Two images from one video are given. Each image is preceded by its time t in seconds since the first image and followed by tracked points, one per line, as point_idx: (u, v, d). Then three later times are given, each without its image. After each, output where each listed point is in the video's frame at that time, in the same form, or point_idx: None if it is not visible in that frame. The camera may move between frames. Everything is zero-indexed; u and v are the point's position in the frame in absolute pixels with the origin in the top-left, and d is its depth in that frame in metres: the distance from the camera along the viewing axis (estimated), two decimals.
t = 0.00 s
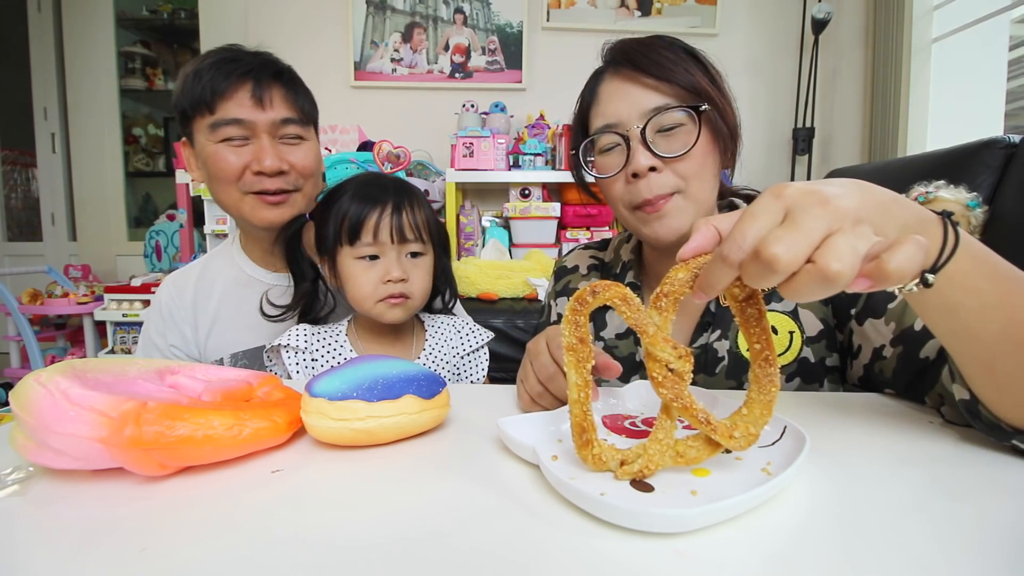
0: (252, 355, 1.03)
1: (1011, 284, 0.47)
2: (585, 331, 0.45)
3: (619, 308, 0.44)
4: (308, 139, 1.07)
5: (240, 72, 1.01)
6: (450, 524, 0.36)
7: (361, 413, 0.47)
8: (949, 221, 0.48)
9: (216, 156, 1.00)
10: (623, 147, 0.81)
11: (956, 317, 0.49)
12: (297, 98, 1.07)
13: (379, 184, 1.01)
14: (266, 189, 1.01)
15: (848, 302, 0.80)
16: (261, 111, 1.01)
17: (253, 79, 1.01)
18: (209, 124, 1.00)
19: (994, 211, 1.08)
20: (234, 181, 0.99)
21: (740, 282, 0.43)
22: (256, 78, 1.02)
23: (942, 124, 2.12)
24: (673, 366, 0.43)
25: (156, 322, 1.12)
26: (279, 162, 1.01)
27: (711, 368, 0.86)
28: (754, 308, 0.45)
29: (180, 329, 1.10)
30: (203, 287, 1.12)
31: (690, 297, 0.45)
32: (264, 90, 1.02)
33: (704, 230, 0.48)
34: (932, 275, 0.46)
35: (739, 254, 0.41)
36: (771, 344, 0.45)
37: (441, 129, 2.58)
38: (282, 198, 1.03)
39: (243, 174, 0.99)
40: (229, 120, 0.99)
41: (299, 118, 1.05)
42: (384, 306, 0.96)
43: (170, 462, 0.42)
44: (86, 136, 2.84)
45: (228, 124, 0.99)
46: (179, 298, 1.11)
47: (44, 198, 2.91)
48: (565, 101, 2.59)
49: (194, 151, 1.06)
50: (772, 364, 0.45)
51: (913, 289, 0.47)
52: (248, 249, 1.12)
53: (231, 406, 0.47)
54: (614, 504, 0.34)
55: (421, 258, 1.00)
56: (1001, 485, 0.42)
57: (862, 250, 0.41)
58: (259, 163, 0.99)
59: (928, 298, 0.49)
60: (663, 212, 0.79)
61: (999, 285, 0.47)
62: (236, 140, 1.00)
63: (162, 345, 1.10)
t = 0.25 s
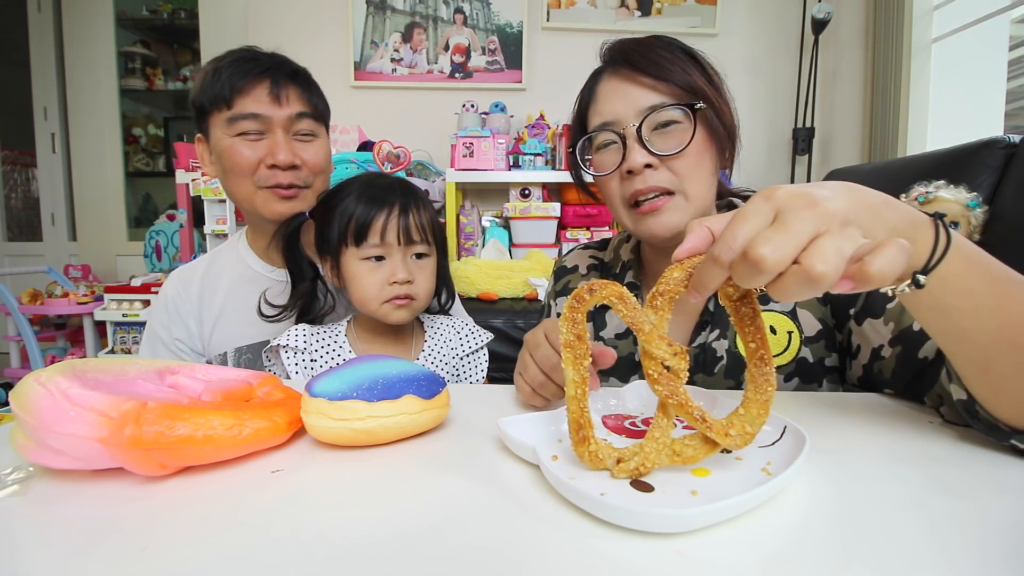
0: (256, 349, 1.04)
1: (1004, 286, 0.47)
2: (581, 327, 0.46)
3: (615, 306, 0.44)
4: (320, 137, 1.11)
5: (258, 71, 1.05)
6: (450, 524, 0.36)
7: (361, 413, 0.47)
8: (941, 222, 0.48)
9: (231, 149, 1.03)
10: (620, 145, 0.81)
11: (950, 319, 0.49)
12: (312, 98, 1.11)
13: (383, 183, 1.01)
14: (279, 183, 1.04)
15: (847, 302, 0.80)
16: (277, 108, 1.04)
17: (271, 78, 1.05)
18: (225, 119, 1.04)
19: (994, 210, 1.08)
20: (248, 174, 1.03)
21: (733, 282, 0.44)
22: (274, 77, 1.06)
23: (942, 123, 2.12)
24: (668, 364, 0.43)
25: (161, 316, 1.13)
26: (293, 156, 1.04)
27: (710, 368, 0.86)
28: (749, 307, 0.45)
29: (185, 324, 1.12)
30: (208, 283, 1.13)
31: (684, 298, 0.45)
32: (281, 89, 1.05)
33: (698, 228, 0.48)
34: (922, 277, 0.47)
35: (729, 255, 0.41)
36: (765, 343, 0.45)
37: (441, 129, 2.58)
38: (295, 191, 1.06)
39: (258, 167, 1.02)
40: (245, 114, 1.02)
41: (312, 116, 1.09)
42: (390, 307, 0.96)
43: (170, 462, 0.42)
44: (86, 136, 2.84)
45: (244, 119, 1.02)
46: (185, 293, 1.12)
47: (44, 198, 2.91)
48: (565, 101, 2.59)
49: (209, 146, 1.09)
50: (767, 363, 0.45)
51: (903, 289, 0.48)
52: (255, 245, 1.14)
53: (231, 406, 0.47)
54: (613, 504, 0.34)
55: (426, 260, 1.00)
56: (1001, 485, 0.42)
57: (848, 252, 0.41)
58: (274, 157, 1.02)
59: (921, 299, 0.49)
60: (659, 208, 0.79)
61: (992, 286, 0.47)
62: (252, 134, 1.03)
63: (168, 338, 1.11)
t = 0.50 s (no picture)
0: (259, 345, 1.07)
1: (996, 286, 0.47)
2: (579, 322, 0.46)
3: (613, 304, 0.44)
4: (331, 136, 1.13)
5: (272, 70, 1.06)
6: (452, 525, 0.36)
7: (361, 413, 0.47)
8: (931, 223, 0.48)
9: (243, 144, 1.04)
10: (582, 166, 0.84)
11: (945, 320, 0.49)
12: (324, 97, 1.12)
13: (381, 183, 1.01)
14: (289, 178, 1.06)
15: (855, 306, 0.80)
16: (290, 106, 1.06)
17: (286, 76, 1.06)
18: (240, 114, 1.04)
19: (994, 211, 1.08)
20: (259, 168, 1.04)
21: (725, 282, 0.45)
22: (289, 76, 1.07)
23: (942, 123, 2.12)
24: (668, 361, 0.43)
25: (167, 311, 1.12)
26: (304, 153, 1.05)
27: (713, 370, 0.86)
28: (743, 306, 0.46)
29: (191, 317, 1.11)
30: (216, 279, 1.13)
31: (680, 298, 0.45)
32: (295, 88, 1.07)
33: (691, 232, 0.49)
34: (916, 276, 0.47)
35: (719, 255, 0.42)
36: (761, 344, 0.46)
37: (441, 129, 2.58)
38: (304, 186, 1.08)
39: (270, 162, 1.04)
40: (258, 110, 1.03)
41: (324, 114, 1.10)
42: (395, 307, 0.96)
43: (170, 462, 0.42)
44: (86, 136, 2.84)
45: (258, 115, 1.03)
46: (192, 287, 1.12)
47: (44, 197, 2.91)
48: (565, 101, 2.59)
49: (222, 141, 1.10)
50: (763, 361, 0.45)
51: (897, 290, 0.49)
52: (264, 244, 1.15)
53: (231, 406, 0.47)
54: (613, 504, 0.34)
55: (428, 260, 1.01)
56: (1001, 486, 0.41)
57: (830, 250, 0.41)
58: (286, 153, 1.04)
59: (914, 301, 0.49)
60: (617, 223, 0.80)
61: (984, 286, 0.47)
62: (265, 130, 1.04)
63: (173, 333, 1.11)
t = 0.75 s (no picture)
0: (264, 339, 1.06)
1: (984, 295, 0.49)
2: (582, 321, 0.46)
3: (615, 306, 0.45)
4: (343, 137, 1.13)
5: (291, 70, 1.06)
6: (452, 525, 0.36)
7: (361, 413, 0.47)
8: (914, 240, 0.51)
9: (256, 140, 1.04)
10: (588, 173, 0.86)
11: (939, 332, 0.51)
12: (337, 98, 1.12)
13: (377, 183, 1.00)
14: (298, 174, 1.06)
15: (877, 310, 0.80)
16: (303, 105, 1.06)
17: (301, 76, 1.06)
18: (254, 111, 1.05)
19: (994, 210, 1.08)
20: (270, 164, 1.04)
21: (722, 288, 0.46)
22: (304, 77, 1.07)
23: (942, 123, 2.12)
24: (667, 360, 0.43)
25: (174, 306, 1.12)
26: (315, 151, 1.06)
27: (726, 373, 0.85)
28: (738, 312, 0.46)
29: (199, 312, 1.12)
30: (224, 275, 1.13)
31: (680, 302, 0.46)
32: (309, 88, 1.07)
33: (690, 247, 0.52)
34: (902, 288, 0.50)
35: (710, 254, 0.45)
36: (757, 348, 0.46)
37: (441, 129, 2.58)
38: (313, 184, 1.08)
39: (281, 159, 1.04)
40: (273, 108, 1.03)
41: (335, 114, 1.10)
42: (398, 307, 0.97)
43: (170, 462, 0.42)
44: (86, 136, 2.84)
45: (272, 112, 1.03)
46: (200, 283, 1.12)
47: (44, 198, 2.91)
48: (565, 101, 2.59)
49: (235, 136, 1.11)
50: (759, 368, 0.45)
51: (887, 303, 0.51)
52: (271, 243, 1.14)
53: (231, 406, 0.47)
54: (615, 504, 0.34)
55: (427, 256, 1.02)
56: (1001, 485, 0.41)
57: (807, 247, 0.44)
58: (297, 150, 1.04)
59: (906, 314, 0.52)
60: (625, 227, 0.84)
61: (974, 296, 0.49)
62: (278, 127, 1.04)
63: (180, 327, 1.11)
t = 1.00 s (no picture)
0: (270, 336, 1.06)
1: (977, 330, 0.53)
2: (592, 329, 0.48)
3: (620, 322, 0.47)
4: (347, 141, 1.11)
5: (293, 74, 1.05)
6: (452, 525, 0.36)
7: (361, 413, 0.47)
8: (899, 283, 0.55)
9: (259, 145, 1.05)
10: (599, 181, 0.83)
11: (939, 364, 0.54)
12: (341, 101, 1.10)
13: (375, 184, 1.00)
14: (299, 180, 1.06)
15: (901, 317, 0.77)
16: (306, 111, 1.05)
17: (304, 81, 1.06)
18: (257, 116, 1.05)
19: (994, 210, 1.08)
20: (272, 168, 1.05)
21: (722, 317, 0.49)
22: (306, 81, 1.06)
23: (942, 123, 2.12)
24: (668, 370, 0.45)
25: (183, 302, 1.12)
26: (316, 157, 1.05)
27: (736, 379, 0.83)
28: (736, 340, 0.49)
29: (206, 308, 1.12)
30: (234, 273, 1.13)
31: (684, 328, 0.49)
32: (311, 92, 1.06)
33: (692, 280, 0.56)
34: (897, 329, 0.54)
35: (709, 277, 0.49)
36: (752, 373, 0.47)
37: (441, 129, 2.58)
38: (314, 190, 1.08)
39: (281, 164, 1.04)
40: (275, 114, 1.04)
41: (338, 119, 1.09)
42: (401, 305, 0.97)
43: (170, 462, 0.42)
44: (86, 136, 2.84)
45: (274, 118, 1.03)
46: (211, 280, 1.12)
47: (44, 198, 2.91)
48: (565, 101, 2.59)
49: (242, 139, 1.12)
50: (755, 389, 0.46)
51: (885, 344, 0.55)
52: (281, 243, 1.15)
53: (231, 406, 0.47)
54: (615, 505, 0.34)
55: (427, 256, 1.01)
56: (1002, 486, 0.41)
57: (790, 271, 0.49)
58: (297, 155, 1.04)
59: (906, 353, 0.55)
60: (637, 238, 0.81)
61: (965, 331, 0.53)
62: (279, 132, 1.04)
63: (189, 323, 1.11)
